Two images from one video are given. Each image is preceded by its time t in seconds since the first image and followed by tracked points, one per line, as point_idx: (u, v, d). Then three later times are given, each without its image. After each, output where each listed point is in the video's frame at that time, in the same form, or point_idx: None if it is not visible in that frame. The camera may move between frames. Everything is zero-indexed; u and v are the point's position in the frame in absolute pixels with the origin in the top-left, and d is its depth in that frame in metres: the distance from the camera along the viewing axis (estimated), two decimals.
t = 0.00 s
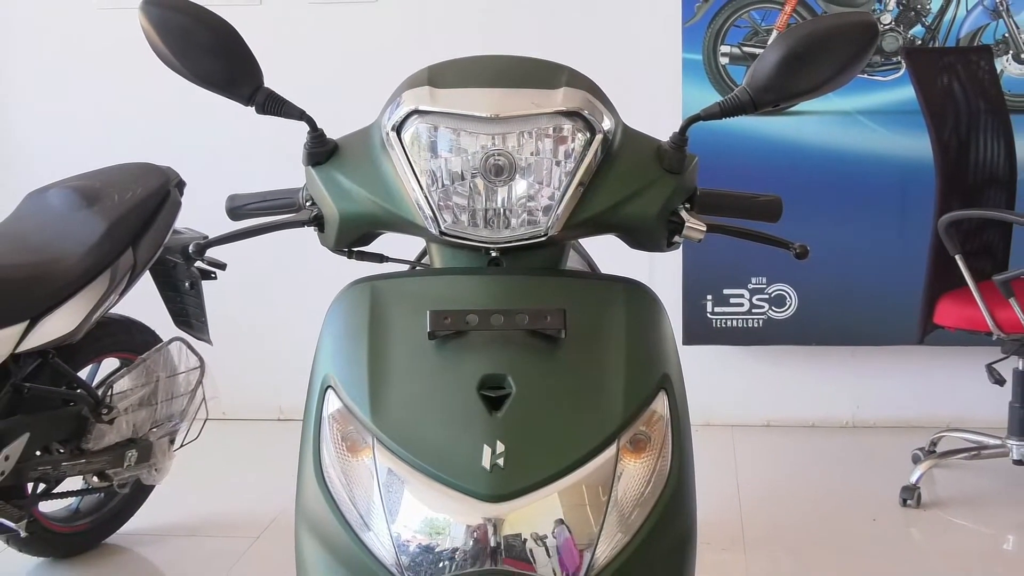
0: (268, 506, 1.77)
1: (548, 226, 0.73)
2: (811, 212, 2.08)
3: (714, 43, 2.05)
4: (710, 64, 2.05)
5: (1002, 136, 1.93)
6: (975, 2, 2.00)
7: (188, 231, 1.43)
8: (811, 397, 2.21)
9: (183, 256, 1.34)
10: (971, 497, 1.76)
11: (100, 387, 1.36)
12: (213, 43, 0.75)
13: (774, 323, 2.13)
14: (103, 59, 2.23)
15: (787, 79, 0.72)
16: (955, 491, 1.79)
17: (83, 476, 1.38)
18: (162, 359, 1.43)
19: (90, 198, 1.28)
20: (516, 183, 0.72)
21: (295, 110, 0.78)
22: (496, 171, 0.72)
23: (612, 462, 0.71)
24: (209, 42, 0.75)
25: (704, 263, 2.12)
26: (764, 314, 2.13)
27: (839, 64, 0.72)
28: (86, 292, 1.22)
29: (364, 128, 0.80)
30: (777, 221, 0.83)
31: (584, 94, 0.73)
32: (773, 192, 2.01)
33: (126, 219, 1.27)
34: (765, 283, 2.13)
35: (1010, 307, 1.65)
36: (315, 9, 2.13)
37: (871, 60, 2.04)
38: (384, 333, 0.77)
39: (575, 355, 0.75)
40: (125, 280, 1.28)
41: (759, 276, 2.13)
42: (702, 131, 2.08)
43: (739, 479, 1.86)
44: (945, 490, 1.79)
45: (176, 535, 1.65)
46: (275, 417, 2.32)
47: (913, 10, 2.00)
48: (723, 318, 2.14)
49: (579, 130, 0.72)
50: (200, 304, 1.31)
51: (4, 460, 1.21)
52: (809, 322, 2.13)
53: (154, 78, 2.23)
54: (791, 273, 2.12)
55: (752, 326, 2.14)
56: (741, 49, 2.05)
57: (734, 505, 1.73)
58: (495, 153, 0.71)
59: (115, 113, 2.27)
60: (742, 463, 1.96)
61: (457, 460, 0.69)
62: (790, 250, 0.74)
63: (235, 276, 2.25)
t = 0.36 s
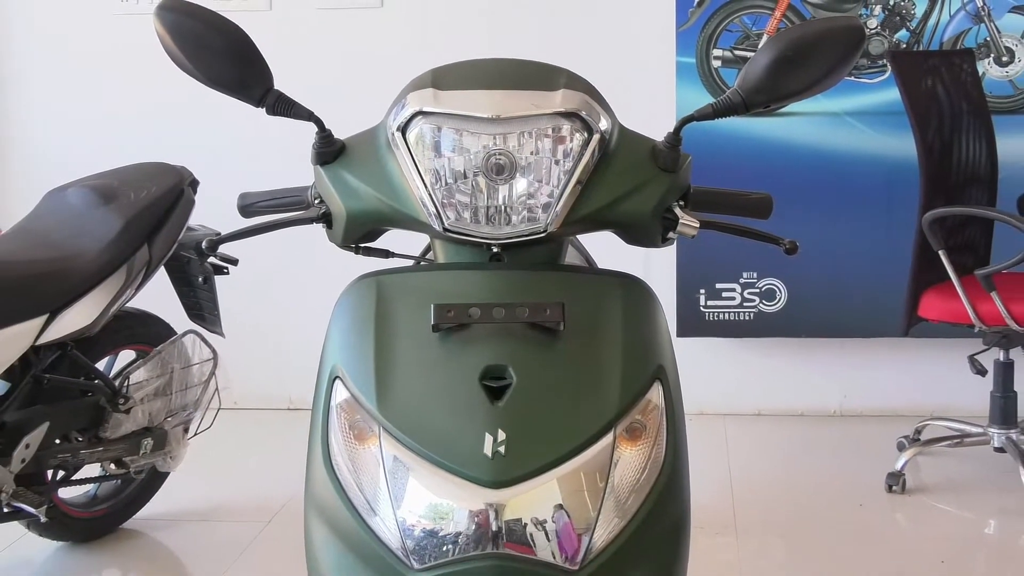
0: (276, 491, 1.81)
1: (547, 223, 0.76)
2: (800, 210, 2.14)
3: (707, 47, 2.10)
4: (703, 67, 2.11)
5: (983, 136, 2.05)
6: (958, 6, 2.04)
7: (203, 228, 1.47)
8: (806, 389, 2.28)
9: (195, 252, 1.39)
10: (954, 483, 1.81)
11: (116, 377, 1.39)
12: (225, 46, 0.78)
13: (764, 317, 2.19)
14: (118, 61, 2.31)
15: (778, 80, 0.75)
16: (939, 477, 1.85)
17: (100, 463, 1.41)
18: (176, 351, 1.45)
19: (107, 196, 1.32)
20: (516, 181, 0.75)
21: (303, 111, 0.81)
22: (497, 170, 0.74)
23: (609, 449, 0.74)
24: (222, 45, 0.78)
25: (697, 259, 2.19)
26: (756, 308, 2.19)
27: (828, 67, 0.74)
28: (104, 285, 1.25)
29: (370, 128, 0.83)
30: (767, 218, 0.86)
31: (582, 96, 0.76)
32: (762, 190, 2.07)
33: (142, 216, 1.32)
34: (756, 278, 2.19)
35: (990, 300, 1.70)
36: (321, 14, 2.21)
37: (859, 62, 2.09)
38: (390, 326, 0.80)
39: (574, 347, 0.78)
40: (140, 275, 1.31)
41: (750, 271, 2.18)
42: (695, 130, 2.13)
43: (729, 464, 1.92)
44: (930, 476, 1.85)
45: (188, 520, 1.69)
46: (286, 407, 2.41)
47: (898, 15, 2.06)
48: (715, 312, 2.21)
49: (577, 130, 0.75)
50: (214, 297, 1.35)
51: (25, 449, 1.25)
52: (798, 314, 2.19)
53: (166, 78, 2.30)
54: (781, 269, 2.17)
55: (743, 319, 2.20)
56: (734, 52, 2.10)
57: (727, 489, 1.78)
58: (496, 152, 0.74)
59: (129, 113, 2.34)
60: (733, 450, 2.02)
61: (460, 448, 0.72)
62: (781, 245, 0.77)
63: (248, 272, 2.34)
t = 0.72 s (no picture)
0: (283, 479, 1.86)
1: (546, 220, 0.79)
2: (788, 207, 2.27)
3: (701, 51, 2.25)
4: (698, 69, 2.25)
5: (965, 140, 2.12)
6: (943, 11, 2.20)
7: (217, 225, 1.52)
8: (789, 375, 2.40)
9: (209, 247, 1.44)
10: (939, 470, 1.86)
11: (133, 369, 1.44)
12: (236, 50, 0.81)
13: (755, 310, 2.31)
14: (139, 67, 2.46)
15: (769, 83, 0.77)
16: (923, 464, 1.90)
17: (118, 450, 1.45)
18: (190, 342, 1.51)
19: (123, 194, 1.36)
20: (517, 180, 0.78)
21: (312, 112, 0.84)
22: (499, 169, 0.77)
23: (606, 438, 0.77)
24: (233, 49, 0.81)
25: (692, 254, 2.31)
26: (747, 302, 2.31)
27: (816, 70, 0.77)
28: (122, 280, 1.30)
29: (376, 129, 0.87)
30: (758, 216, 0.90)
31: (580, 98, 0.79)
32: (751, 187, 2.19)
33: (158, 215, 1.35)
34: (747, 273, 2.31)
35: (972, 295, 1.77)
36: (328, 18, 2.36)
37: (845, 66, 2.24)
38: (395, 319, 0.83)
39: (572, 340, 0.81)
40: (156, 270, 1.36)
41: (741, 267, 2.31)
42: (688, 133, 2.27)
43: (722, 451, 1.98)
44: (915, 464, 1.90)
45: (203, 506, 1.73)
46: (296, 397, 2.49)
47: (883, 20, 2.21)
48: (708, 305, 2.32)
49: (575, 131, 0.78)
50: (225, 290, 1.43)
51: (45, 437, 1.29)
52: (788, 306, 2.31)
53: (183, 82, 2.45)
54: (771, 264, 2.29)
55: (735, 312, 2.32)
56: (726, 56, 2.25)
57: (720, 476, 1.82)
58: (497, 152, 0.77)
59: (148, 116, 2.48)
60: (725, 439, 2.08)
61: (463, 436, 0.75)
62: (771, 242, 0.80)
63: (261, 266, 2.44)
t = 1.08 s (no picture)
0: (292, 466, 1.89)
1: (547, 215, 0.82)
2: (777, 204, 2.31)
3: (694, 53, 2.31)
4: (692, 71, 2.31)
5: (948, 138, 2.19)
6: (928, 16, 2.25)
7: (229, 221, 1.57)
8: (792, 366, 2.43)
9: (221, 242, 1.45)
10: (923, 457, 1.90)
11: (149, 358, 1.48)
12: (248, 51, 0.84)
13: (747, 304, 2.35)
14: (156, 68, 2.54)
15: (761, 84, 0.80)
16: (906, 452, 1.93)
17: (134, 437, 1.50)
18: (204, 333, 1.54)
19: (139, 190, 1.42)
20: (518, 177, 0.81)
21: (321, 112, 0.87)
22: (501, 166, 0.80)
23: (603, 426, 0.81)
24: (244, 50, 0.84)
25: (685, 249, 2.35)
26: (739, 295, 2.36)
27: (805, 73, 0.80)
28: (137, 273, 1.36)
29: (383, 128, 0.90)
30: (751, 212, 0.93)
31: (579, 98, 0.82)
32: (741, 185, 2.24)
33: (173, 210, 1.42)
34: (739, 267, 2.35)
35: (955, 288, 1.80)
36: (338, 22, 2.43)
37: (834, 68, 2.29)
38: (401, 311, 0.86)
39: (571, 331, 0.85)
40: (170, 264, 1.42)
41: (733, 261, 2.35)
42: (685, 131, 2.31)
43: (716, 438, 2.02)
44: (900, 451, 1.93)
45: (215, 491, 1.76)
46: (305, 386, 2.53)
47: (871, 24, 2.26)
48: (702, 299, 2.36)
49: (574, 130, 0.81)
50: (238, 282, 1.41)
51: (64, 424, 1.33)
52: (779, 300, 2.35)
53: (199, 83, 2.53)
54: (762, 259, 2.34)
55: (727, 306, 2.36)
56: (719, 59, 2.30)
57: (714, 462, 1.87)
58: (499, 150, 0.80)
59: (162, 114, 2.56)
60: (717, 427, 2.12)
61: (466, 423, 0.79)
62: (763, 237, 0.83)
63: (273, 259, 2.47)
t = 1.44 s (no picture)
0: (300, 452, 1.92)
1: (547, 210, 0.85)
2: (769, 200, 2.35)
3: (688, 56, 2.33)
4: (686, 72, 2.34)
5: (933, 136, 2.18)
6: (913, 20, 2.29)
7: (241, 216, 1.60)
8: (793, 358, 2.47)
9: (234, 237, 1.51)
10: (907, 444, 1.93)
11: (164, 348, 1.52)
12: (258, 52, 0.88)
13: (739, 297, 2.39)
14: (164, 63, 2.58)
15: (752, 84, 0.84)
16: (896, 438, 1.98)
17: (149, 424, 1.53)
18: (216, 324, 1.58)
19: (155, 186, 1.46)
20: (519, 173, 0.84)
21: (329, 110, 0.91)
22: (502, 163, 0.84)
23: (600, 412, 0.84)
24: (255, 51, 0.88)
25: (678, 243, 2.38)
26: (730, 288, 2.39)
27: (795, 73, 0.84)
28: (152, 265, 1.40)
29: (389, 125, 0.93)
30: (743, 207, 0.96)
31: (577, 97, 0.86)
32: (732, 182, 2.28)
33: (187, 206, 1.46)
34: (731, 261, 2.38)
35: (938, 282, 1.85)
36: (347, 25, 2.47)
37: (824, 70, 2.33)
38: (406, 302, 0.90)
39: (569, 321, 0.88)
40: (185, 256, 1.46)
41: (725, 256, 2.38)
42: (678, 130, 2.35)
43: (715, 425, 2.06)
44: (884, 438, 1.97)
45: (227, 475, 1.80)
46: (313, 374, 2.57)
47: (859, 27, 2.31)
48: (696, 291, 2.40)
49: (573, 127, 0.84)
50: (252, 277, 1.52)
51: (82, 411, 1.37)
52: (769, 293, 2.38)
53: (210, 82, 2.57)
54: (753, 252, 2.37)
55: (720, 299, 2.39)
56: (712, 61, 2.33)
57: (713, 447, 1.91)
58: (501, 147, 0.83)
59: (169, 109, 2.60)
60: (710, 414, 2.16)
61: (469, 409, 0.82)
62: (755, 232, 0.86)
63: (284, 253, 2.51)
